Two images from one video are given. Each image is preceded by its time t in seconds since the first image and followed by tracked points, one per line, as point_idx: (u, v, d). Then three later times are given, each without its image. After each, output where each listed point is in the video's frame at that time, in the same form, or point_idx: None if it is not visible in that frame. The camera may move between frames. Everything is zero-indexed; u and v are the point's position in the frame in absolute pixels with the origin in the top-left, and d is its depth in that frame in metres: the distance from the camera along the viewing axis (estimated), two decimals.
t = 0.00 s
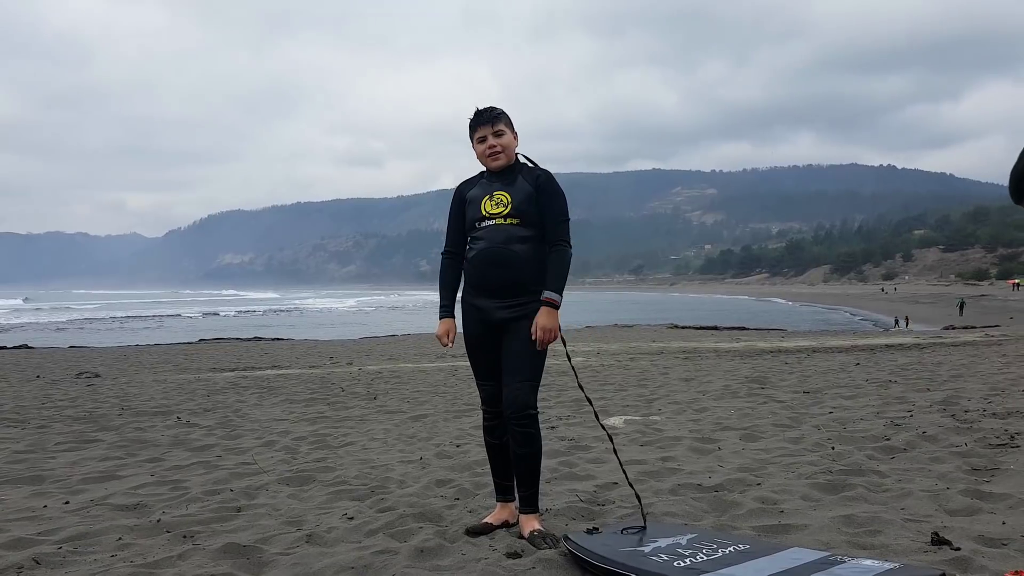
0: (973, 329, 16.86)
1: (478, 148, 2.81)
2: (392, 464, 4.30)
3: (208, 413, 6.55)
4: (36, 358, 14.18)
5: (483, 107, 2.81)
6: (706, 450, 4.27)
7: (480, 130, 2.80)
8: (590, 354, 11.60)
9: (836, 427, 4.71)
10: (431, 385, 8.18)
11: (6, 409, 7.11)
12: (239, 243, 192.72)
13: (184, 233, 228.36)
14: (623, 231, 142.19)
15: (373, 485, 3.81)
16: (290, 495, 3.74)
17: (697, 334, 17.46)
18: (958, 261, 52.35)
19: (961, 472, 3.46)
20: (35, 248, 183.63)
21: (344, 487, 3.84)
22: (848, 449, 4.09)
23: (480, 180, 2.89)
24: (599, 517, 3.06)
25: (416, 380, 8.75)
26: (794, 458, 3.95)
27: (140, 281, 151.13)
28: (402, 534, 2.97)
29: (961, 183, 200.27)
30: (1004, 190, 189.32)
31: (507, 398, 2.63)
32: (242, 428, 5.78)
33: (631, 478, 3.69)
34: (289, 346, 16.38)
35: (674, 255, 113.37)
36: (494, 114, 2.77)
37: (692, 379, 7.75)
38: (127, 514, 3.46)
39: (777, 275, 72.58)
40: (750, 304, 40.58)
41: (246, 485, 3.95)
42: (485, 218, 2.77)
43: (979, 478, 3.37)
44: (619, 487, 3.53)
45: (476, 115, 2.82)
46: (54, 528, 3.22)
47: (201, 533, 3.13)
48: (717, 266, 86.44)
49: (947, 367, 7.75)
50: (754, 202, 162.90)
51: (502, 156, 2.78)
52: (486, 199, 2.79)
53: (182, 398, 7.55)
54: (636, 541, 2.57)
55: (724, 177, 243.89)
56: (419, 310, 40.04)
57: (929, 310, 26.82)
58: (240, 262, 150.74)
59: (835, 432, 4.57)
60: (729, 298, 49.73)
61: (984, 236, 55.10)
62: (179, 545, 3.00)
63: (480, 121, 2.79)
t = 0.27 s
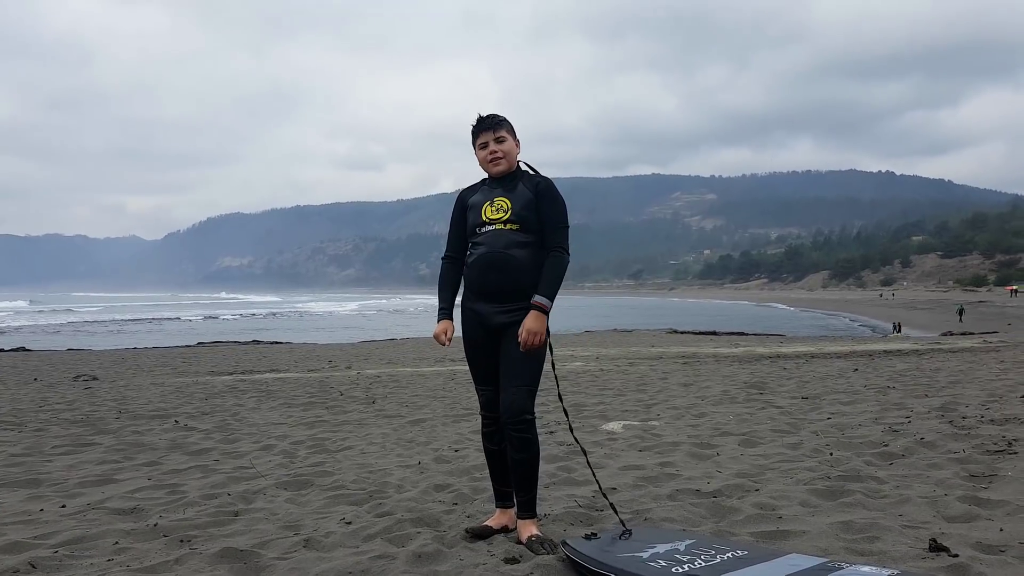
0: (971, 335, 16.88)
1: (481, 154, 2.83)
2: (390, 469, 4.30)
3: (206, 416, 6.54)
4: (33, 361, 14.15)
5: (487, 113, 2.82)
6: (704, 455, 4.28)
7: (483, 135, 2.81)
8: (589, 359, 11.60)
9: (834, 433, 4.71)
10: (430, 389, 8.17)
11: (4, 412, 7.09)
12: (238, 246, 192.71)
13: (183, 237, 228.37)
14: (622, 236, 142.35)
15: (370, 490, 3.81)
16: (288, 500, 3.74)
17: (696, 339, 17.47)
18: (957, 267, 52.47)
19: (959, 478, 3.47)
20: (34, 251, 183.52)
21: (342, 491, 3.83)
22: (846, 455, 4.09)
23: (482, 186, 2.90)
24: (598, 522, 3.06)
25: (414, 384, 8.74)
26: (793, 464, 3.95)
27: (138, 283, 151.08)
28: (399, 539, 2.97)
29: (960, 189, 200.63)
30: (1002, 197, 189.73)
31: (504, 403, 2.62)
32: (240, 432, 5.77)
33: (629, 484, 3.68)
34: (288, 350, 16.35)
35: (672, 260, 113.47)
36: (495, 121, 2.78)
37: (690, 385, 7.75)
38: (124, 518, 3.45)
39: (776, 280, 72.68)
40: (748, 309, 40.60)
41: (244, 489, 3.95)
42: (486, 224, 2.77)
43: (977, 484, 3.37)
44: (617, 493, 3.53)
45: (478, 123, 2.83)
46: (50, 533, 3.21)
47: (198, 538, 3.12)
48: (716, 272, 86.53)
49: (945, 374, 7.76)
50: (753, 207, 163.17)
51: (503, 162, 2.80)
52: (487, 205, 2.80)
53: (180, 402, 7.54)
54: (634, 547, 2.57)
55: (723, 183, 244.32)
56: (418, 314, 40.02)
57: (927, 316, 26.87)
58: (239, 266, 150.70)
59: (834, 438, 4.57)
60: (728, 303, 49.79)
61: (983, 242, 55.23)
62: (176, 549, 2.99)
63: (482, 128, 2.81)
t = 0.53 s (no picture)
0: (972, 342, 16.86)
1: (483, 163, 2.84)
2: (389, 473, 4.29)
3: (207, 420, 6.54)
4: (35, 365, 14.16)
5: (490, 124, 2.84)
6: (704, 461, 4.27)
7: (486, 145, 2.82)
8: (590, 364, 11.58)
9: (835, 440, 4.70)
10: (430, 394, 8.17)
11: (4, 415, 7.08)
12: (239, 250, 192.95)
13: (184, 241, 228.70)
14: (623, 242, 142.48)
15: (370, 495, 3.80)
16: (288, 504, 3.73)
17: (697, 345, 17.46)
18: (957, 274, 52.45)
19: (960, 485, 3.46)
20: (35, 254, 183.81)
21: (342, 495, 3.83)
22: (847, 461, 4.09)
23: (484, 197, 2.91)
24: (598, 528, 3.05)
25: (414, 389, 8.74)
26: (794, 470, 3.94)
27: (139, 287, 151.15)
28: (399, 545, 2.96)
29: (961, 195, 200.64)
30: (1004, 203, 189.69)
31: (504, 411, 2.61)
32: (240, 436, 5.77)
33: (629, 490, 3.67)
34: (288, 354, 16.35)
35: (673, 265, 113.44)
36: (497, 133, 2.81)
37: (691, 390, 7.74)
38: (124, 522, 3.45)
39: (776, 286, 72.67)
40: (749, 315, 40.57)
41: (243, 494, 3.94)
42: (488, 234, 2.79)
43: (979, 491, 3.37)
44: (617, 498, 3.53)
45: (481, 134, 2.85)
46: (50, 536, 3.21)
47: (198, 542, 3.12)
48: (717, 277, 86.53)
49: (946, 380, 7.74)
50: (754, 213, 163.27)
51: (505, 173, 2.82)
52: (489, 216, 2.81)
53: (181, 406, 7.54)
54: (635, 552, 2.57)
55: (724, 188, 244.48)
56: (419, 320, 39.97)
57: (929, 322, 26.82)
58: (240, 270, 150.81)
59: (834, 444, 4.56)
60: (729, 309, 49.75)
61: (983, 249, 55.23)
62: (175, 553, 2.99)
63: (486, 138, 2.82)
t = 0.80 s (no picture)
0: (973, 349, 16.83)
1: (490, 170, 2.85)
2: (389, 480, 4.29)
3: (207, 426, 6.53)
4: (35, 370, 14.18)
5: (497, 131, 2.85)
6: (705, 469, 4.26)
7: (494, 152, 2.83)
8: (590, 371, 11.57)
9: (836, 448, 4.69)
10: (430, 400, 8.15)
11: (4, 421, 7.08)
12: (240, 256, 193.25)
13: (186, 246, 229.03)
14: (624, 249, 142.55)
15: (370, 502, 3.79)
16: (288, 511, 3.72)
17: (697, 352, 17.45)
18: (959, 281, 52.42)
19: (962, 494, 3.45)
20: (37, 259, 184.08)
21: (342, 502, 3.81)
22: (848, 469, 4.08)
23: (490, 203, 2.92)
24: (598, 536, 3.05)
25: (415, 395, 8.73)
26: (794, 479, 3.93)
27: (140, 292, 151.27)
28: (398, 552, 2.95)
29: (962, 203, 200.69)
30: (1004, 210, 189.73)
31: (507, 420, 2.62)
32: (240, 442, 5.76)
33: (629, 498, 3.66)
34: (288, 360, 16.35)
35: (673, 272, 113.49)
36: (504, 139, 2.81)
37: (691, 398, 7.73)
38: (123, 528, 3.44)
39: (777, 293, 72.65)
40: (750, 322, 40.54)
41: (243, 500, 3.94)
42: (493, 240, 2.78)
43: (980, 500, 3.36)
44: (617, 506, 3.51)
45: (487, 140, 2.86)
46: (49, 542, 3.20)
47: (198, 549, 3.11)
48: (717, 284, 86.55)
49: (948, 388, 7.73)
50: (754, 220, 163.37)
51: (513, 179, 2.82)
52: (495, 222, 2.81)
53: (180, 411, 7.53)
54: (635, 561, 2.56)
55: (724, 195, 244.67)
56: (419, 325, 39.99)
57: (930, 330, 26.79)
58: (240, 275, 150.90)
59: (835, 452, 4.56)
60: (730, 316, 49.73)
61: (985, 256, 55.22)
62: (175, 560, 2.98)
63: (493, 145, 2.83)
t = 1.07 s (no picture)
0: (975, 355, 16.80)
1: (505, 170, 2.87)
2: (390, 485, 4.29)
3: (208, 431, 6.54)
4: (36, 374, 14.20)
5: (513, 131, 2.86)
6: (706, 475, 4.26)
7: (509, 153, 2.84)
8: (591, 377, 11.57)
9: (837, 453, 4.69)
10: (431, 405, 8.15)
11: (6, 424, 7.10)
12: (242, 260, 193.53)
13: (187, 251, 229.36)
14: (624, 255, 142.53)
15: (371, 507, 3.80)
16: (289, 516, 3.73)
17: (698, 357, 17.45)
18: (960, 287, 52.34)
19: (964, 501, 3.45)
20: (38, 264, 184.45)
21: (343, 507, 3.82)
22: (849, 476, 4.08)
23: (503, 203, 2.93)
24: (600, 541, 3.05)
25: (415, 400, 8.73)
26: (795, 484, 3.94)
27: (141, 297, 151.45)
28: (400, 557, 2.96)
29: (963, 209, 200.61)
30: (1006, 216, 189.54)
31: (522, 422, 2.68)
32: (241, 446, 5.77)
33: (630, 503, 3.67)
34: (289, 364, 16.36)
35: (675, 278, 113.50)
36: (522, 139, 2.82)
37: (692, 403, 7.73)
38: (125, 533, 3.45)
39: (778, 299, 72.59)
40: (751, 328, 40.49)
41: (244, 504, 3.94)
42: (506, 241, 2.80)
43: (981, 506, 3.36)
44: (617, 511, 3.52)
45: (503, 141, 2.87)
46: (51, 546, 3.21)
47: (199, 553, 3.12)
48: (718, 290, 86.51)
49: (949, 394, 7.72)
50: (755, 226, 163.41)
51: (527, 181, 2.84)
52: (508, 222, 2.82)
53: (181, 416, 7.54)
54: (636, 566, 2.57)
55: (726, 200, 244.76)
56: (419, 330, 40.00)
57: (931, 336, 26.74)
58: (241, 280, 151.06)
59: (836, 458, 4.56)
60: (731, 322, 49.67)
61: (986, 262, 55.15)
62: (176, 564, 2.99)
63: (509, 145, 2.84)
